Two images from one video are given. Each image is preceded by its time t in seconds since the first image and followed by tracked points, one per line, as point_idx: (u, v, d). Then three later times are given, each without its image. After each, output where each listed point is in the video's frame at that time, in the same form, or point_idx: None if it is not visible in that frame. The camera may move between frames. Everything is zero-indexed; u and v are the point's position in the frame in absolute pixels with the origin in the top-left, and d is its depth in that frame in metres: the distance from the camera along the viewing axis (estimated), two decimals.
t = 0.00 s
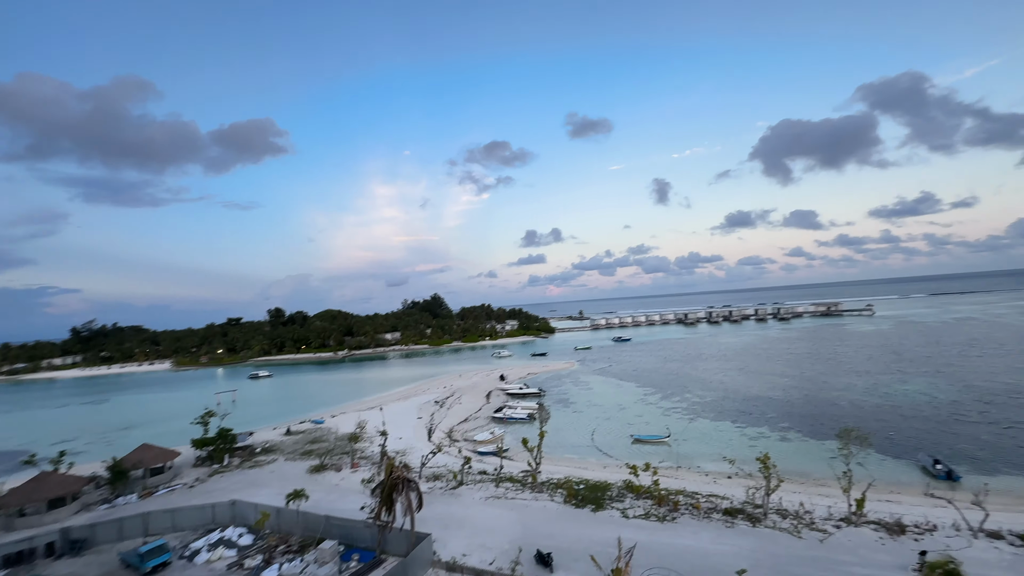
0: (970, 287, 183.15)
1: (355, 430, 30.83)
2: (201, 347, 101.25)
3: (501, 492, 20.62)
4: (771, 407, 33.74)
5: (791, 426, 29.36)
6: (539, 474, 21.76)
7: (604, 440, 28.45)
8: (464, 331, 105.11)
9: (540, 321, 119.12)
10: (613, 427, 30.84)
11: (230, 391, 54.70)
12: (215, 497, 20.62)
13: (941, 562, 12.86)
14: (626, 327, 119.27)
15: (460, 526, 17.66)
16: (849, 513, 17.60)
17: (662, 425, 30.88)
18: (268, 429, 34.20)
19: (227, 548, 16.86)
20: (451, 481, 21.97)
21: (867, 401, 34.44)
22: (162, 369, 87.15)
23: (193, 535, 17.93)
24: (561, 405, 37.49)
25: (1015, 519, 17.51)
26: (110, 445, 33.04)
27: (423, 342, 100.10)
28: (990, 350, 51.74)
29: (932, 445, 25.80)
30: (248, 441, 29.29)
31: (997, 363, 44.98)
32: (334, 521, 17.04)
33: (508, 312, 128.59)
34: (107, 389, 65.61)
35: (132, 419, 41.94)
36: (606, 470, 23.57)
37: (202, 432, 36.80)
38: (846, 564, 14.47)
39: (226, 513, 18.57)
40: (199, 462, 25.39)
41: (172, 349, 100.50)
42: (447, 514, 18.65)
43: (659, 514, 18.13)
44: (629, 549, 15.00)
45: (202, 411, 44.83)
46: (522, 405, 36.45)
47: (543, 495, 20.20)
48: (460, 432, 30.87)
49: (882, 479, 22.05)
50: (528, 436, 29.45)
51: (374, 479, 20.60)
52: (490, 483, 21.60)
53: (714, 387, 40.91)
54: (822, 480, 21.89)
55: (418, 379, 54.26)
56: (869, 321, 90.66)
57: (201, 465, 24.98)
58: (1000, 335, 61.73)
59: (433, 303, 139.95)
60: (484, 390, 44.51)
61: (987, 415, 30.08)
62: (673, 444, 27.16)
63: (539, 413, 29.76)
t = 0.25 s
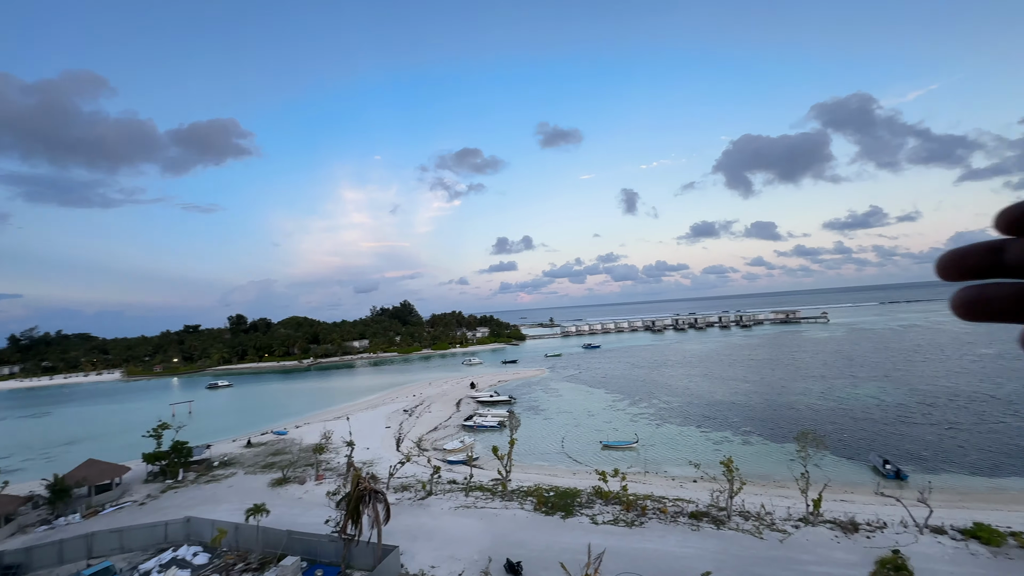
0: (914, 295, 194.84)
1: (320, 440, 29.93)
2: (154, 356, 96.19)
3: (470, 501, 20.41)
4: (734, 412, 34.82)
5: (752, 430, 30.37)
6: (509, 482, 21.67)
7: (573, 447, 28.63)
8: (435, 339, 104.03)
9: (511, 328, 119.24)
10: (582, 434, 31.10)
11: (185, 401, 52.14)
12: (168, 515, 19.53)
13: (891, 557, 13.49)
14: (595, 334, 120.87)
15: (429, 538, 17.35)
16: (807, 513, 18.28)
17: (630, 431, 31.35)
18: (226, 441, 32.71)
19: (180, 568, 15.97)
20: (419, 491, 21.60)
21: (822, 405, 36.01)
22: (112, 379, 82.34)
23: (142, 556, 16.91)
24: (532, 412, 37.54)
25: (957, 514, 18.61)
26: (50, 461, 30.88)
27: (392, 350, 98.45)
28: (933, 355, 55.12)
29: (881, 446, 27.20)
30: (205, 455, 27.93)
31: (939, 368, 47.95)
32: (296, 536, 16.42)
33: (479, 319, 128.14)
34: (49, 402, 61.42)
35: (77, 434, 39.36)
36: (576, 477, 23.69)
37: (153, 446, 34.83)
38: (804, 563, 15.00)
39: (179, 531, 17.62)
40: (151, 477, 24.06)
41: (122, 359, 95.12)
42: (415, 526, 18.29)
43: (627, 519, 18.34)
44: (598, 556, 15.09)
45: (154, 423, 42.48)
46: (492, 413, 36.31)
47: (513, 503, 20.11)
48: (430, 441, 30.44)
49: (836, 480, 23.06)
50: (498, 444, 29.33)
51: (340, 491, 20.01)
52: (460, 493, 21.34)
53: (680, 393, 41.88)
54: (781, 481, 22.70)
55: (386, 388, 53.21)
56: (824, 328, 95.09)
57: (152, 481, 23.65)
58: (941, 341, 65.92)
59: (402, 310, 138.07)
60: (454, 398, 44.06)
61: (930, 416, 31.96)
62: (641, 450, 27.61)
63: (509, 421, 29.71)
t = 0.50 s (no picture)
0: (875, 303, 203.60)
1: (290, 449, 29.10)
2: (114, 362, 91.89)
3: (445, 509, 20.17)
4: (705, 416, 35.57)
5: (723, 433, 31.07)
6: (484, 488, 21.53)
7: (549, 452, 28.68)
8: (410, 344, 102.85)
9: (487, 333, 118.98)
10: (558, 439, 31.21)
11: (146, 410, 49.94)
12: (126, 529, 18.62)
13: (853, 555, 13.97)
14: (571, 340, 121.72)
15: (402, 547, 17.04)
16: (775, 514, 18.77)
17: (605, 435, 31.62)
18: (190, 451, 31.43)
19: None
20: (393, 499, 21.22)
21: (789, 408, 37.18)
22: (66, 387, 78.26)
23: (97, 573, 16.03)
24: (508, 418, 37.48)
25: (914, 513, 19.42)
26: None
27: (366, 355, 96.85)
28: (891, 360, 57.69)
29: (845, 448, 28.22)
30: (167, 465, 26.78)
31: (897, 372, 50.21)
32: (263, 548, 15.88)
33: (456, 324, 127.49)
34: None
35: (26, 445, 37.18)
36: (551, 483, 23.73)
37: (111, 457, 33.19)
38: (773, 563, 15.37)
39: (138, 546, 16.80)
40: (107, 490, 22.90)
41: (78, 365, 90.61)
42: (389, 535, 17.94)
43: (602, 523, 18.45)
44: (573, 561, 15.11)
45: (112, 432, 40.50)
46: (468, 419, 36.08)
47: (488, 510, 19.97)
48: (404, 448, 30.00)
49: (803, 481, 23.80)
50: (474, 450, 29.14)
51: (310, 501, 19.48)
52: (434, 500, 21.07)
53: (653, 398, 42.53)
54: (751, 484, 23.28)
55: (360, 394, 52.22)
56: (791, 334, 98.37)
57: (109, 494, 22.51)
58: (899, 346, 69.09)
59: (377, 315, 136.13)
60: (430, 404, 43.59)
61: (889, 418, 33.38)
62: (616, 454, 27.89)
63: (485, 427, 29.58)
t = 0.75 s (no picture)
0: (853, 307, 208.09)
1: (270, 454, 28.56)
2: (86, 366, 89.09)
3: (429, 513, 20.01)
4: (689, 419, 35.93)
5: (706, 436, 31.42)
6: (469, 492, 21.43)
7: (534, 456, 28.65)
8: (394, 347, 101.75)
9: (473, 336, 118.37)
10: (543, 442, 31.19)
11: (120, 414, 48.48)
12: (97, 538, 18.06)
13: (831, 556, 14.21)
14: (557, 343, 121.77)
15: (386, 552, 16.85)
16: (756, 516, 19.01)
17: (590, 438, 31.71)
18: (166, 457, 30.61)
19: None
20: (376, 504, 20.98)
21: (770, 411, 37.76)
22: (35, 391, 75.49)
23: None
24: (493, 422, 37.32)
25: (890, 513, 19.86)
26: None
27: (350, 359, 95.52)
28: (869, 364, 58.97)
29: (824, 449, 28.76)
30: (142, 471, 26.06)
31: (873, 375, 51.39)
32: (242, 555, 15.53)
33: (441, 327, 126.55)
34: None
35: None
36: (536, 486, 23.73)
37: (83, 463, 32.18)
38: (753, 564, 15.57)
39: (110, 555, 16.27)
40: (78, 497, 22.14)
41: (48, 368, 87.49)
42: (372, 540, 17.73)
43: (586, 526, 18.51)
44: (557, 564, 15.12)
45: (85, 438, 39.29)
46: (453, 423, 35.85)
47: (473, 514, 19.87)
48: (388, 452, 29.69)
49: (783, 482, 24.20)
50: (459, 454, 28.98)
51: (291, 507, 19.13)
52: (418, 504, 20.90)
53: (638, 401, 42.78)
54: (733, 486, 23.57)
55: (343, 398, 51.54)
56: (772, 338, 99.92)
57: (80, 502, 21.80)
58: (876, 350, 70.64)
59: (361, 317, 134.45)
60: (415, 407, 43.20)
61: (866, 421, 34.09)
62: (600, 457, 27.99)
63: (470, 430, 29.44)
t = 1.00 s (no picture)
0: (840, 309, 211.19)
1: (259, 455, 28.28)
2: (71, 365, 87.72)
3: (420, 514, 19.92)
4: (679, 419, 36.18)
5: (696, 436, 31.67)
6: (460, 493, 21.35)
7: (526, 456, 28.67)
8: (386, 347, 101.40)
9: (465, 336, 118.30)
10: (535, 443, 31.22)
11: (105, 415, 47.74)
12: (81, 540, 17.76)
13: (817, 554, 14.39)
14: (549, 343, 122.17)
15: (376, 554, 16.73)
16: (745, 514, 19.22)
17: (581, 439, 31.82)
18: (153, 458, 30.19)
19: None
20: (366, 506, 20.84)
21: (759, 411, 38.16)
22: (18, 391, 74.16)
23: None
24: (484, 422, 37.28)
25: (876, 512, 20.15)
26: None
27: (341, 359, 95.03)
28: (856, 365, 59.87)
29: (812, 449, 29.10)
30: (127, 473, 25.68)
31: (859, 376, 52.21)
32: (230, 557, 15.37)
33: (433, 327, 126.35)
34: None
35: None
36: (528, 486, 23.73)
37: (67, 465, 31.64)
38: (742, 563, 15.72)
39: (95, 558, 16.02)
40: (61, 499, 21.77)
41: (31, 368, 86.07)
42: (361, 542, 17.59)
43: (577, 527, 18.54)
44: (548, 564, 15.17)
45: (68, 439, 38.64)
46: (444, 423, 35.74)
47: (464, 515, 19.81)
48: (379, 453, 29.53)
49: (771, 482, 24.47)
50: (450, 454, 28.90)
51: (279, 508, 18.91)
52: (409, 506, 20.79)
53: (629, 401, 43.03)
54: (722, 485, 23.78)
55: (334, 398, 51.26)
56: (762, 339, 101.16)
57: (63, 504, 21.43)
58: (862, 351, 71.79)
59: (352, 317, 133.84)
60: (406, 408, 43.05)
61: (852, 421, 34.60)
62: (591, 457, 28.09)
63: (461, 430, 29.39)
